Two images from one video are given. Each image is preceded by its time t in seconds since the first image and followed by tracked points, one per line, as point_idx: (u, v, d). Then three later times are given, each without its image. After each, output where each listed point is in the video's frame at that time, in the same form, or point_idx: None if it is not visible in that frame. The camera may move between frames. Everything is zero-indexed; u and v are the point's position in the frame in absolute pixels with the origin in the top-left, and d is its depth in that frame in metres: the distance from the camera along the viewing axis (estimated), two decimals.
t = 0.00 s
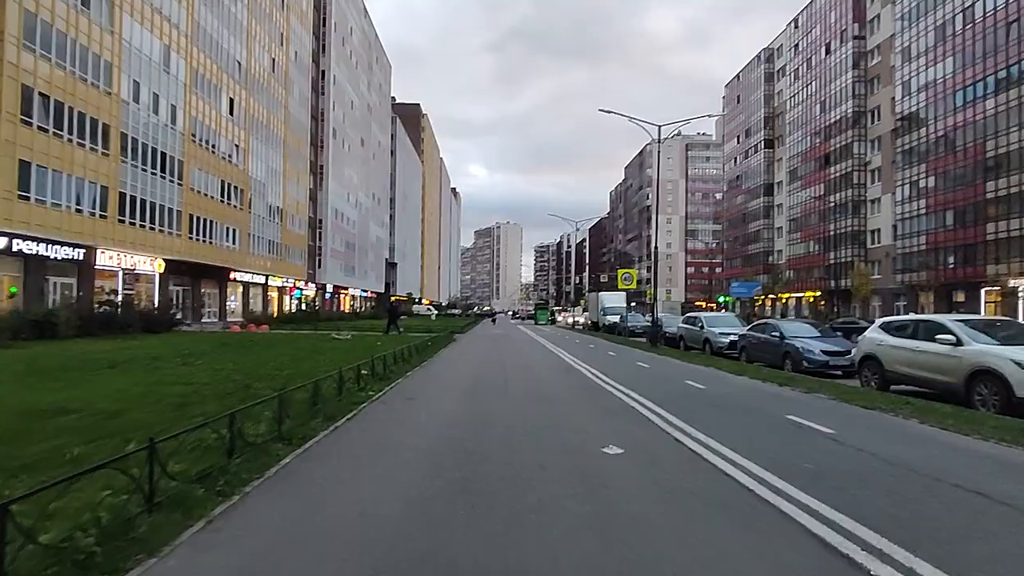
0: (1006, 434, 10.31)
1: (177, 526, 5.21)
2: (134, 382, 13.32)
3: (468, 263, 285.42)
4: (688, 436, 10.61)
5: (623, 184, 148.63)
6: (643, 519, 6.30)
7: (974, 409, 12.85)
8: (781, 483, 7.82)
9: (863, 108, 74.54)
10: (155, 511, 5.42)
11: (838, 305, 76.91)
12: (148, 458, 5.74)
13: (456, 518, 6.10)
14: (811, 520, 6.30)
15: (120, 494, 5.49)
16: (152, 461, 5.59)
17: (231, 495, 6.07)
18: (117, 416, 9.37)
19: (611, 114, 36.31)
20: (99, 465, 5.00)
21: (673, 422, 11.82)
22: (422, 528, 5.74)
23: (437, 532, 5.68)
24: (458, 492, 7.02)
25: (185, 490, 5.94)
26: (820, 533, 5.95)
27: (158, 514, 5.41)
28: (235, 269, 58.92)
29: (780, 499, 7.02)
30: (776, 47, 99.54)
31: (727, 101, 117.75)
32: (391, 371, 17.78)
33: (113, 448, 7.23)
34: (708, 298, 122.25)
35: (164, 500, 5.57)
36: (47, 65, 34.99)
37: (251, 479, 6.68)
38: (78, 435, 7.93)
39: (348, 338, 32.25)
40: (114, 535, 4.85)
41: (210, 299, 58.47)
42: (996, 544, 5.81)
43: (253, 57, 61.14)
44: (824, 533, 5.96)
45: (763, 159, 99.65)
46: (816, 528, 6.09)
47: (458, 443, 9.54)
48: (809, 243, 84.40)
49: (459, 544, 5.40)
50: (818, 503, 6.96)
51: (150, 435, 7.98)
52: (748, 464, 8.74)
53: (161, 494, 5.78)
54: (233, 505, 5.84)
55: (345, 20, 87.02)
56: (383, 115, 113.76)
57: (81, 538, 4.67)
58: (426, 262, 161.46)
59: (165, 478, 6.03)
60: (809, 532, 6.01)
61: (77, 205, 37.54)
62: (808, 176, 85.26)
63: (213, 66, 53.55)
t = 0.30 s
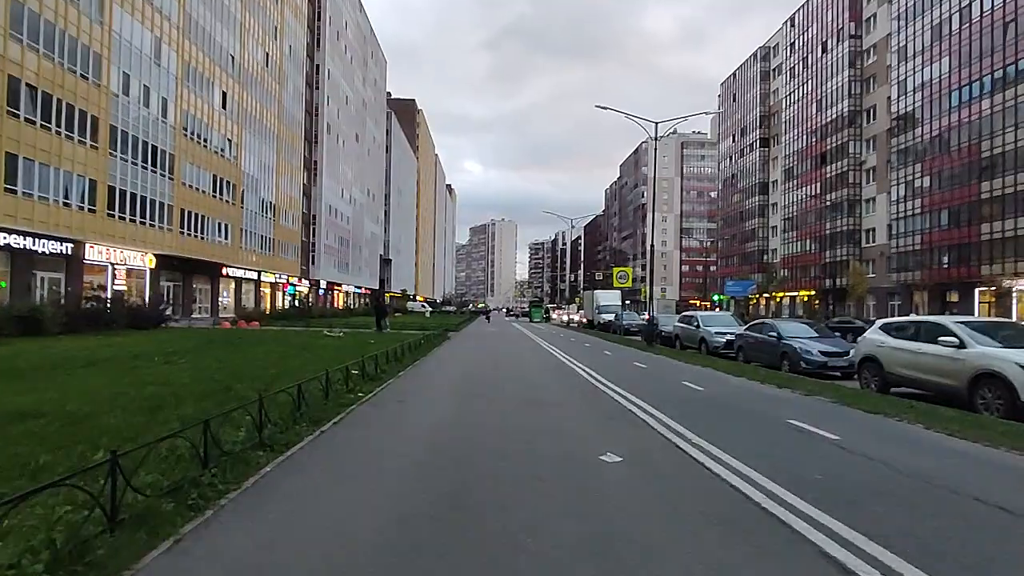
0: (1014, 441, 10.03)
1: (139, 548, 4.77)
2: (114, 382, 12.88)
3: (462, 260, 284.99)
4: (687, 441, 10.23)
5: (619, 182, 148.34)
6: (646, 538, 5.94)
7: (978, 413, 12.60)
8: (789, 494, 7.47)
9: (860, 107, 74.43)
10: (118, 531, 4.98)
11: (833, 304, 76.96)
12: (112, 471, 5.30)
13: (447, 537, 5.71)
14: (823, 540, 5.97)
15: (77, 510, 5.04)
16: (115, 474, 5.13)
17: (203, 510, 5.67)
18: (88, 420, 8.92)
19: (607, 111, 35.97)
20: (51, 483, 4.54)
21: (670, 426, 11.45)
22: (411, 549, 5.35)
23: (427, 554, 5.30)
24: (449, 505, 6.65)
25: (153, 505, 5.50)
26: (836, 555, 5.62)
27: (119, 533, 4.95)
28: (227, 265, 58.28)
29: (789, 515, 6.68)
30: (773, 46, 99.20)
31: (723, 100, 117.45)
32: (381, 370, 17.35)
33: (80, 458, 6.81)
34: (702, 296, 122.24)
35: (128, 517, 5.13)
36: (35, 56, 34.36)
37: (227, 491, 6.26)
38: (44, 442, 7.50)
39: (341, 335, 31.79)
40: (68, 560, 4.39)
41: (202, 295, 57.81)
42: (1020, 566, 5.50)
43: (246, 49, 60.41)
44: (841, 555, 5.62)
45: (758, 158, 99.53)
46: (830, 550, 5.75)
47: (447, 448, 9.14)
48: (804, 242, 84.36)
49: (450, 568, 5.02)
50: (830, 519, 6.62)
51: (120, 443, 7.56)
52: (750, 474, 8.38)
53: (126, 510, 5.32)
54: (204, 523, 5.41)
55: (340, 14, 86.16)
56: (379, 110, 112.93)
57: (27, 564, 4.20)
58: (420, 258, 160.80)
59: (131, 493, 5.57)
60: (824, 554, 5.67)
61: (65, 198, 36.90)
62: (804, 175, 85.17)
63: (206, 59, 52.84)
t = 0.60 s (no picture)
0: None
1: (101, 556, 4.44)
2: (99, 377, 12.58)
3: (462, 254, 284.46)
4: (689, 440, 9.89)
5: (620, 176, 147.61)
6: (652, 543, 5.55)
7: (989, 411, 12.28)
8: (797, 496, 7.12)
9: (863, 102, 73.88)
10: (79, 537, 4.64)
11: (834, 301, 76.59)
12: (73, 475, 4.97)
13: (437, 543, 5.33)
14: (841, 543, 5.56)
15: (36, 513, 4.72)
16: (76, 477, 4.80)
17: (175, 514, 5.34)
18: (67, 416, 8.60)
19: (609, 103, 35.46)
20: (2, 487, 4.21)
21: (671, 424, 11.12)
22: (397, 553, 5.01)
23: (417, 560, 4.93)
24: (441, 505, 6.29)
25: (119, 509, 5.16)
26: (856, 564, 5.23)
27: (80, 539, 4.63)
28: (225, 257, 57.90)
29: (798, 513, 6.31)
30: (776, 40, 98.37)
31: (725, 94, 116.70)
32: (375, 365, 17.05)
33: (50, 457, 6.48)
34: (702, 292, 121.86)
35: (90, 522, 4.80)
36: (29, 44, 33.85)
37: (203, 492, 5.91)
38: (16, 440, 7.17)
39: (338, 329, 31.49)
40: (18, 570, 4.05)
41: (200, 288, 57.44)
42: None
43: (245, 40, 59.87)
44: (861, 565, 5.24)
45: (760, 153, 98.93)
46: (851, 558, 5.36)
47: (440, 445, 8.81)
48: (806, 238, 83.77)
49: None
50: (843, 523, 6.26)
51: (94, 441, 7.22)
52: (754, 474, 8.06)
53: (90, 515, 4.99)
54: (175, 528, 5.07)
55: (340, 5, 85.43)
56: (379, 103, 112.24)
57: None
58: (420, 252, 160.28)
59: (97, 496, 5.24)
60: (842, 562, 5.29)
61: (59, 188, 36.47)
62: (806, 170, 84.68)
63: (204, 49, 52.35)
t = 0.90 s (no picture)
0: None
1: None
2: (88, 376, 12.30)
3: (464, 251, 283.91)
4: (694, 443, 9.49)
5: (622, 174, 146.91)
6: (655, 555, 5.16)
7: (1005, 414, 11.87)
8: (809, 504, 6.73)
9: (867, 99, 73.23)
10: (32, 558, 4.30)
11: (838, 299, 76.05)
12: (30, 490, 4.61)
13: (425, 554, 4.98)
14: (861, 561, 5.15)
15: None
16: (31, 492, 4.44)
17: (144, 530, 4.98)
18: (46, 419, 8.30)
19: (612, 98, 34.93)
20: None
21: (676, 426, 10.72)
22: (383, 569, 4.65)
23: None
24: (431, 513, 5.91)
25: (81, 525, 4.81)
26: None
27: (35, 561, 4.28)
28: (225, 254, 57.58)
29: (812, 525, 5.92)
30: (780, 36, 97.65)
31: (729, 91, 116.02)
32: (372, 364, 16.70)
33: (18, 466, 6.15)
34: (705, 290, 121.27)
35: (45, 542, 4.44)
36: (25, 39, 33.45)
37: (178, 504, 5.58)
38: None
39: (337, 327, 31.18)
40: None
41: (200, 285, 57.12)
42: None
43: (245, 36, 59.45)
44: None
45: (763, 150, 98.31)
46: None
47: (435, 449, 8.44)
48: (809, 236, 83.20)
49: None
50: (859, 534, 5.86)
51: (69, 446, 6.90)
52: (764, 480, 7.66)
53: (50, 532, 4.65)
54: (142, 546, 4.72)
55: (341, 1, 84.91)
56: (381, 100, 111.75)
57: None
58: (422, 250, 159.85)
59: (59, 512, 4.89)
60: None
61: (55, 184, 36.09)
62: (809, 167, 84.11)
63: (203, 45, 51.97)
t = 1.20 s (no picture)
0: None
1: None
2: (70, 370, 11.95)
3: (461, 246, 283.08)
4: (695, 442, 9.16)
5: (621, 169, 146.31)
6: (657, 560, 4.85)
7: (1013, 412, 11.59)
8: (817, 507, 6.41)
9: (867, 94, 72.77)
10: None
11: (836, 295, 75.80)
12: None
13: (412, 559, 4.65)
14: (879, 568, 4.80)
15: None
16: None
17: (108, 539, 4.65)
18: (20, 415, 7.97)
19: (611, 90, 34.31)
20: None
21: (677, 425, 10.39)
22: None
23: None
24: (420, 516, 5.57)
25: (37, 535, 4.47)
26: None
27: None
28: (220, 247, 57.01)
29: (822, 529, 5.60)
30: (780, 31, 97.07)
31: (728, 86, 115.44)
32: (365, 360, 16.37)
33: None
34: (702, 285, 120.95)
35: None
36: (13, 26, 32.78)
37: (148, 510, 5.25)
38: None
39: (331, 321, 30.80)
40: None
41: (194, 278, 56.59)
42: None
43: (240, 26, 58.70)
44: None
45: (762, 146, 97.85)
46: None
47: (427, 448, 8.09)
48: (808, 232, 82.83)
49: None
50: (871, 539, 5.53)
51: (37, 446, 6.55)
52: (768, 481, 7.34)
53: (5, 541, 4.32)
54: (104, 555, 4.39)
55: None
56: (378, 93, 110.90)
57: None
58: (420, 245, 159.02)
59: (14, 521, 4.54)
60: None
61: (45, 174, 35.52)
62: (808, 163, 83.71)
63: (197, 35, 51.27)
